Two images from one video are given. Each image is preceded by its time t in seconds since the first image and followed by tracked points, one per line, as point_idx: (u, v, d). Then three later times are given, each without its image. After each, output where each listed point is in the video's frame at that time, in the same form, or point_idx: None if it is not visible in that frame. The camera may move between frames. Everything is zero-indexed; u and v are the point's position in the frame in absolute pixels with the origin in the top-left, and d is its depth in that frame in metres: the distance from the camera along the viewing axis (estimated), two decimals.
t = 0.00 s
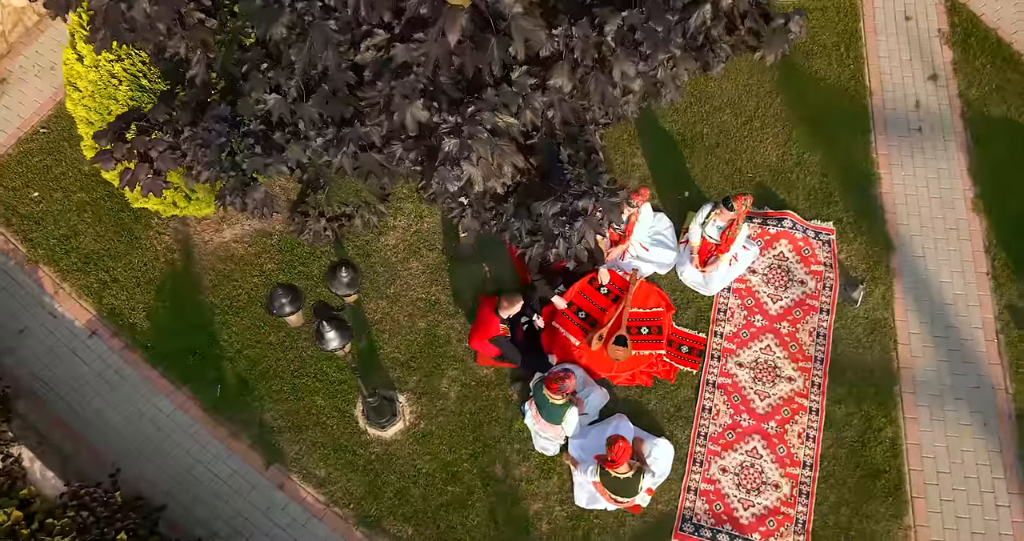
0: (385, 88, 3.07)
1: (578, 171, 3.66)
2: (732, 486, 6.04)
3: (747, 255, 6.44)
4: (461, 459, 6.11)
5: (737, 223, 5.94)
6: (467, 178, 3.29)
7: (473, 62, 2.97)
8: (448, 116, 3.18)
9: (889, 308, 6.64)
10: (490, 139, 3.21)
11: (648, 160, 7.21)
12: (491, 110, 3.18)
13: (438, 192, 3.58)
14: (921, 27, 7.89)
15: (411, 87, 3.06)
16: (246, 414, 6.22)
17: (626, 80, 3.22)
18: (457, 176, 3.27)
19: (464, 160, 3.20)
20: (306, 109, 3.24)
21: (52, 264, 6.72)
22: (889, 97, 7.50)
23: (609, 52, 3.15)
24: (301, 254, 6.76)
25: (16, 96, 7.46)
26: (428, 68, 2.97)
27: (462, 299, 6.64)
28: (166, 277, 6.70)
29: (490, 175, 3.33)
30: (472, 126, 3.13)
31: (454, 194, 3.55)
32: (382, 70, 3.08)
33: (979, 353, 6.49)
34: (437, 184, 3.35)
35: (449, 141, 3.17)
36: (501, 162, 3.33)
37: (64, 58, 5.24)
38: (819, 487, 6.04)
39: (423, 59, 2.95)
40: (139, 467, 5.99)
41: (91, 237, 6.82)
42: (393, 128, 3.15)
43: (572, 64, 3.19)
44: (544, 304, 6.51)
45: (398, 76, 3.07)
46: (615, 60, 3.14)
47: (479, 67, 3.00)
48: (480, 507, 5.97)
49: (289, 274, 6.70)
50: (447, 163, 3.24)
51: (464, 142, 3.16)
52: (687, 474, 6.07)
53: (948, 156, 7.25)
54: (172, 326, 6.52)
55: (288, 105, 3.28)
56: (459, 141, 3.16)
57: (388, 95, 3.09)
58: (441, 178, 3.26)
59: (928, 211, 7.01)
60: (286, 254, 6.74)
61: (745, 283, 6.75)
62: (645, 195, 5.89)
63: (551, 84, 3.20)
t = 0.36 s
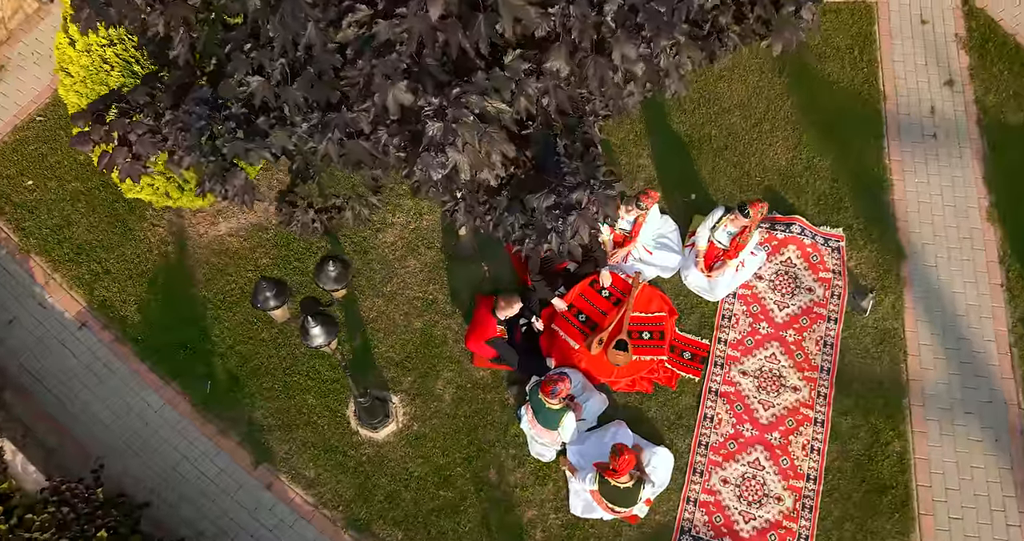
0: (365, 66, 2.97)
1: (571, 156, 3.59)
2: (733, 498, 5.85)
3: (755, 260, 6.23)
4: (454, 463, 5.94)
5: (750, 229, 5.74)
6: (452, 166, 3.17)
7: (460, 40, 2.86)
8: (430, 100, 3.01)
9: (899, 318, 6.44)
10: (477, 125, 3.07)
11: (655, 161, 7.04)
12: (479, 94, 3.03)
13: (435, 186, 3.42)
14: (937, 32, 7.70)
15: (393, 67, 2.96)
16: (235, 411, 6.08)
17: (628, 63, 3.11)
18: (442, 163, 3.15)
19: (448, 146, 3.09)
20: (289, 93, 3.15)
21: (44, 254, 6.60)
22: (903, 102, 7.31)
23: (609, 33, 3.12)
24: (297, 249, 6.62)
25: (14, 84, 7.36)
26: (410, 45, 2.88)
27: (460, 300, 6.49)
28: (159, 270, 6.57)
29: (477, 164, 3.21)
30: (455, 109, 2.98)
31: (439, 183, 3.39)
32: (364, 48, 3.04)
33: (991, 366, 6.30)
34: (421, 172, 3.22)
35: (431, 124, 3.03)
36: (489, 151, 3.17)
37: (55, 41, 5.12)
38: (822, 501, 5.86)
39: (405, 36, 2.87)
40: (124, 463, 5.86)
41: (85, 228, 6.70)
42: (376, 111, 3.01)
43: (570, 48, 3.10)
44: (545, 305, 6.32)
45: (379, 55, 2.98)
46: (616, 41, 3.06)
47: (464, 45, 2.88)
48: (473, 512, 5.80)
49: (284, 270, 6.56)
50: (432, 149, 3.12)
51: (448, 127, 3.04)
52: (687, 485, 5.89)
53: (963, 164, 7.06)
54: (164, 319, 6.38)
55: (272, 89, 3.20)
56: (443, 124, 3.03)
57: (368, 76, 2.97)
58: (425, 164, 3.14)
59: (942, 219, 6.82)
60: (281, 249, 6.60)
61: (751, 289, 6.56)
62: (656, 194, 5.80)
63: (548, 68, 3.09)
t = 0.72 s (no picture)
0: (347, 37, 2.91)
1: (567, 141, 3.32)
2: (734, 509, 5.65)
3: (762, 264, 6.10)
4: (447, 466, 5.76)
5: (761, 233, 5.51)
6: (435, 145, 2.99)
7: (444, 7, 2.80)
8: (410, 70, 2.90)
9: (911, 328, 6.23)
10: (462, 101, 2.91)
11: (662, 161, 6.86)
12: (466, 67, 2.87)
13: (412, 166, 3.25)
14: (956, 34, 7.48)
15: (374, 37, 2.89)
16: (223, 406, 5.92)
17: (628, 41, 2.97)
18: (424, 141, 2.97)
19: (432, 123, 2.91)
20: (272, 69, 3.07)
21: (34, 241, 6.45)
22: (919, 105, 7.10)
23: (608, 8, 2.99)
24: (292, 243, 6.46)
25: (10, 68, 7.23)
26: (389, 12, 2.83)
27: (458, 297, 6.32)
28: (151, 261, 6.41)
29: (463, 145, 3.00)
30: (438, 81, 2.84)
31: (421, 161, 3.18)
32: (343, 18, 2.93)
33: (1006, 379, 6.08)
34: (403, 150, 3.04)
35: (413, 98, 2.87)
36: (477, 130, 3.00)
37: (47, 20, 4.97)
38: (827, 515, 5.64)
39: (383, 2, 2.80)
40: (109, 456, 5.70)
41: (77, 216, 6.56)
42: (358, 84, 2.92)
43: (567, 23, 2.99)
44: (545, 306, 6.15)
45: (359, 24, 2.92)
46: (615, 16, 2.94)
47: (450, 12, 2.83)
48: (465, 517, 5.61)
49: (278, 263, 6.40)
50: (414, 126, 2.94)
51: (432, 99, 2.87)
52: (687, 494, 5.69)
53: (980, 170, 6.85)
54: (154, 310, 6.22)
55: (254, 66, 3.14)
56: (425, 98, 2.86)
57: (348, 46, 2.92)
58: (405, 142, 2.95)
59: (958, 227, 6.60)
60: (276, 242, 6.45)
61: (758, 293, 6.36)
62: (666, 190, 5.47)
63: (542, 44, 2.97)
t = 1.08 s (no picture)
0: None
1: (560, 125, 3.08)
2: (733, 519, 5.45)
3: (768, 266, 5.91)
4: (437, 467, 5.59)
5: (764, 234, 5.32)
6: (412, 116, 2.82)
7: None
8: (384, 32, 2.72)
9: (921, 336, 6.02)
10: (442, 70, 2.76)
11: (666, 159, 6.68)
12: (446, 33, 2.70)
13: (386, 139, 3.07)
14: (973, 36, 7.28)
15: None
16: (210, 400, 5.76)
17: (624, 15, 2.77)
18: (400, 113, 2.80)
19: (408, 92, 2.75)
20: (250, 42, 2.92)
21: (23, 227, 6.32)
22: (933, 108, 6.90)
23: None
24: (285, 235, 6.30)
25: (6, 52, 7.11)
26: None
27: (453, 294, 6.16)
28: (141, 250, 6.27)
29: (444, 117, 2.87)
30: (414, 44, 2.68)
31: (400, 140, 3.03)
32: None
33: (1018, 392, 5.87)
34: (377, 123, 2.86)
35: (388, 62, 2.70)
36: (459, 102, 2.89)
37: None
38: (830, 528, 5.44)
39: None
40: (91, 448, 5.56)
41: (67, 202, 6.43)
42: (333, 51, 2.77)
43: None
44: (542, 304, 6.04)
45: None
46: None
47: None
48: (454, 521, 5.44)
49: (271, 255, 6.25)
50: (389, 96, 2.77)
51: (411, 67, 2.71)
52: (684, 502, 5.50)
53: (995, 176, 6.64)
54: (143, 300, 6.07)
55: (231, 39, 2.99)
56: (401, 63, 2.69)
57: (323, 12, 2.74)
58: (379, 112, 2.77)
59: (971, 233, 6.40)
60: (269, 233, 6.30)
61: (763, 297, 6.17)
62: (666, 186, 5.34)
63: (530, 14, 2.77)
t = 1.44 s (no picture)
0: None
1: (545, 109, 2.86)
2: (729, 530, 5.24)
3: (770, 269, 5.71)
4: (423, 468, 5.40)
5: (763, 231, 5.17)
6: (372, 80, 2.68)
7: None
8: None
9: (929, 344, 5.81)
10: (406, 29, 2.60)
11: (669, 156, 6.49)
12: None
13: (342, 102, 2.88)
14: (989, 37, 7.07)
15: None
16: (191, 394, 5.59)
17: None
18: (358, 74, 2.66)
19: (368, 54, 2.59)
20: (216, 10, 2.71)
21: (7, 213, 6.17)
22: (946, 109, 6.69)
23: None
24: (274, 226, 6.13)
25: None
26: None
27: (445, 290, 5.98)
28: (127, 238, 6.11)
29: (407, 85, 2.70)
30: None
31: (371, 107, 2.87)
32: None
33: None
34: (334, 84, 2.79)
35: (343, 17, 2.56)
36: (426, 68, 2.73)
37: None
38: None
39: None
40: (68, 441, 5.40)
41: (54, 188, 6.28)
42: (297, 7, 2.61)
43: None
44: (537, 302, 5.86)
45: None
46: None
47: None
48: (438, 524, 5.25)
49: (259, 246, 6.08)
50: (346, 57, 2.61)
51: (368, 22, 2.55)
52: (678, 511, 5.30)
53: (1009, 180, 6.43)
54: (127, 290, 5.91)
55: (197, 4, 2.80)
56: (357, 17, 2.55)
57: None
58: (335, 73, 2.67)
59: (983, 239, 6.19)
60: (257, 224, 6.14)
61: (765, 300, 5.96)
62: (655, 177, 5.15)
63: None
